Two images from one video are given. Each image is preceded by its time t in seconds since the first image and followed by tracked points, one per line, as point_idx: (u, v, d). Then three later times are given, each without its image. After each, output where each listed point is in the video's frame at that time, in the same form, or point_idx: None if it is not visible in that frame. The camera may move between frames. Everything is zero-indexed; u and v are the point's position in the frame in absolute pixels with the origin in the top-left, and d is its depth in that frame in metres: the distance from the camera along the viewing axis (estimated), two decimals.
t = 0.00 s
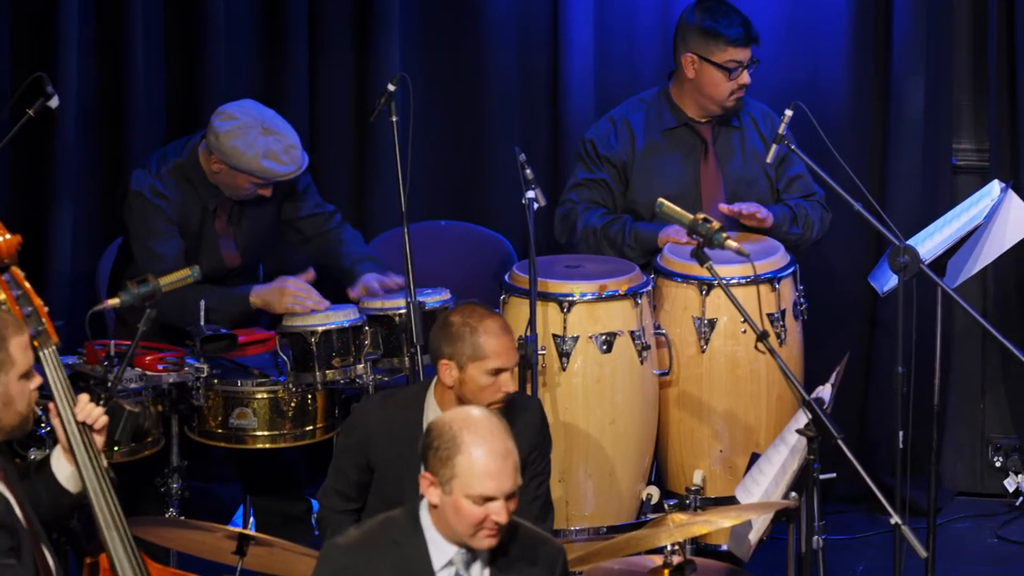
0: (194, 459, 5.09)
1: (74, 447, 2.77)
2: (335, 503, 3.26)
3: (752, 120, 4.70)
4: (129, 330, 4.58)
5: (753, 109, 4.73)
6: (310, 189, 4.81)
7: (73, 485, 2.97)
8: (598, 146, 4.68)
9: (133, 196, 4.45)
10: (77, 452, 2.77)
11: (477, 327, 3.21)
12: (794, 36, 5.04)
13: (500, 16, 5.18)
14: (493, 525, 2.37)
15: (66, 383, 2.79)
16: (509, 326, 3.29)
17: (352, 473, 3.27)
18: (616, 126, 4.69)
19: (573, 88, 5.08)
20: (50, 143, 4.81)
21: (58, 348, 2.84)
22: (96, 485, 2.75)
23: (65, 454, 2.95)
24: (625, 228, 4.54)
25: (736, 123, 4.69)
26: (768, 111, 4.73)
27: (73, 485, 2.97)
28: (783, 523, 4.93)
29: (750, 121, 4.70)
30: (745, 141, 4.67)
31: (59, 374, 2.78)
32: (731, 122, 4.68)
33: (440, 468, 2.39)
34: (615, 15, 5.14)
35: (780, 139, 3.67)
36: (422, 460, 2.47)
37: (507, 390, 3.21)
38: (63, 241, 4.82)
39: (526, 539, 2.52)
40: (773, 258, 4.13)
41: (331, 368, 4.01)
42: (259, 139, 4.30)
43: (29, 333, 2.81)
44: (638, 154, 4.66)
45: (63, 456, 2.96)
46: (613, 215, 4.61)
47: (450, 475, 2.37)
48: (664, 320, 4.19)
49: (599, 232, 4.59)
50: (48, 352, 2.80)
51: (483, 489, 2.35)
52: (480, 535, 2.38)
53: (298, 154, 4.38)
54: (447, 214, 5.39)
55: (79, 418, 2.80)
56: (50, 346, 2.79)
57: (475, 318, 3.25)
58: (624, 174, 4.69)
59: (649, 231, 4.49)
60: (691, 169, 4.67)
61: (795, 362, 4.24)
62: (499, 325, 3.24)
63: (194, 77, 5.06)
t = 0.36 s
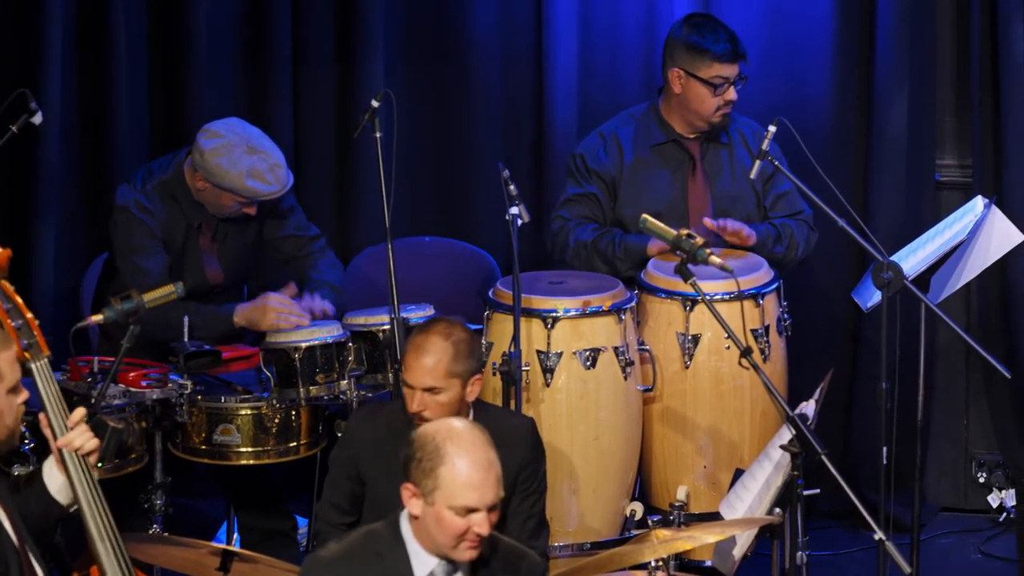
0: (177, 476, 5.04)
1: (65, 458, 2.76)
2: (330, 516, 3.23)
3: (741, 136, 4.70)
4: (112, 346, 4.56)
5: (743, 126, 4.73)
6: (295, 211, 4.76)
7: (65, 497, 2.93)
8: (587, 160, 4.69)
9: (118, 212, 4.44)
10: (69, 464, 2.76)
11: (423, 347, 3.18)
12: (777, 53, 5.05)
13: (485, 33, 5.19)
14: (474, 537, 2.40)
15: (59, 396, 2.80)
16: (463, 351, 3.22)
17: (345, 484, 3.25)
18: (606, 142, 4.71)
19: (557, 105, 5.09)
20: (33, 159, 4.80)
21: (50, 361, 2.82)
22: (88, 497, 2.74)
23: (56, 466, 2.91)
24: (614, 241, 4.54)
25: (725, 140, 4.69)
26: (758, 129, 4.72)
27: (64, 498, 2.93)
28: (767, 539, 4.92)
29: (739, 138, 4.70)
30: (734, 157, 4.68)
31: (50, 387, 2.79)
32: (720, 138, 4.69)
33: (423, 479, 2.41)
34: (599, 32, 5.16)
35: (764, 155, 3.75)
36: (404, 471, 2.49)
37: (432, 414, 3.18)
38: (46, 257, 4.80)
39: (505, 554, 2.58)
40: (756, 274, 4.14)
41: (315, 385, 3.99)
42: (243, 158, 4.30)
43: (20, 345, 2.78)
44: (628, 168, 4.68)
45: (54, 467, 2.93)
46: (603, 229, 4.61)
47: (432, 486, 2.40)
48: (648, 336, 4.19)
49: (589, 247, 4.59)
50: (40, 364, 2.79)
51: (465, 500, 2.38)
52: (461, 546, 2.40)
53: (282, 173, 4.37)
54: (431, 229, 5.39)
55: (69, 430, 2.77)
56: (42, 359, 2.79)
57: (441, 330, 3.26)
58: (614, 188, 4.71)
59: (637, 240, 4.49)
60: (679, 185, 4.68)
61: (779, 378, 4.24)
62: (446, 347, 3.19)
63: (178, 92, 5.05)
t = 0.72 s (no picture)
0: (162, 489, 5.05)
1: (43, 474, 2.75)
2: (304, 528, 3.24)
3: (733, 150, 4.69)
4: (96, 359, 4.54)
5: (731, 141, 4.70)
6: (282, 221, 4.75)
7: (43, 517, 2.91)
8: (577, 170, 4.72)
9: (106, 223, 4.41)
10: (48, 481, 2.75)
11: (395, 360, 3.19)
12: (761, 66, 5.07)
13: (470, 46, 5.20)
14: (459, 547, 2.40)
15: (38, 411, 2.79)
16: (435, 364, 3.20)
17: (319, 496, 3.26)
18: (597, 152, 4.73)
19: (542, 118, 5.10)
20: (16, 171, 4.78)
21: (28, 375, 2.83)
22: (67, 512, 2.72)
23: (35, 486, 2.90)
24: (602, 250, 4.56)
25: (713, 157, 4.68)
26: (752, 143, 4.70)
27: (43, 519, 2.92)
28: (751, 552, 4.93)
29: (732, 154, 4.68)
30: (723, 174, 4.67)
31: (30, 403, 2.78)
32: (707, 155, 4.67)
33: (407, 490, 2.41)
34: (584, 44, 5.17)
35: (748, 167, 3.78)
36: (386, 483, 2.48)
37: (407, 425, 3.17)
38: (30, 270, 4.79)
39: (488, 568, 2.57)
40: (741, 287, 4.16)
41: (300, 398, 3.98)
42: (223, 145, 4.34)
43: None
44: (616, 178, 4.71)
45: (33, 487, 2.91)
46: (591, 239, 4.64)
47: (415, 497, 2.39)
48: (632, 349, 4.19)
49: (577, 256, 4.61)
50: (18, 378, 2.79)
51: (450, 509, 2.37)
52: (445, 557, 2.40)
53: (262, 168, 4.38)
54: (416, 242, 5.39)
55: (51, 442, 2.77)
56: (21, 373, 2.79)
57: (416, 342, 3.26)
58: (603, 197, 4.73)
59: (622, 250, 4.51)
60: (666, 201, 4.70)
61: (763, 391, 4.24)
62: (417, 357, 3.20)
63: (163, 105, 5.05)
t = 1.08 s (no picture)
0: (151, 501, 5.02)
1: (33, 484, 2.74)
2: (284, 551, 3.27)
3: (716, 161, 4.69)
4: (86, 371, 4.53)
5: (713, 151, 4.71)
6: (272, 236, 4.73)
7: (35, 522, 2.88)
8: (562, 182, 4.75)
9: (96, 232, 4.40)
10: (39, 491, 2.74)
11: (396, 361, 3.25)
12: (750, 78, 5.09)
13: (461, 58, 5.22)
14: (439, 545, 2.43)
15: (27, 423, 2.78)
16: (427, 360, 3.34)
17: (299, 515, 3.32)
18: (580, 163, 4.76)
19: (532, 130, 5.11)
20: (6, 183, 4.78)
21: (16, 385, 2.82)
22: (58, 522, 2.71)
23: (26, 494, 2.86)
24: (591, 262, 4.57)
25: (692, 167, 4.68)
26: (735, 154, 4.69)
27: (35, 524, 2.89)
28: (741, 564, 4.93)
29: (715, 164, 4.68)
30: (704, 185, 4.67)
31: (19, 413, 2.79)
32: (687, 165, 4.68)
33: (385, 488, 2.46)
34: (574, 56, 5.19)
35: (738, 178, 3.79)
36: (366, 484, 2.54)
37: (418, 422, 3.24)
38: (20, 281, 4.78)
39: None
40: (731, 298, 4.17)
41: (289, 410, 3.98)
42: (204, 137, 4.38)
43: None
44: (598, 189, 4.72)
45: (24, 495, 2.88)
46: (580, 251, 4.65)
47: (393, 495, 2.44)
48: (622, 360, 4.19)
49: (567, 268, 4.63)
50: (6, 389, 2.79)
51: (427, 507, 2.42)
52: (425, 557, 2.44)
53: (246, 155, 4.41)
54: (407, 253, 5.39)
55: (37, 454, 2.74)
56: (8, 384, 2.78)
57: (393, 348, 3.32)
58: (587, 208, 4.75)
59: (611, 260, 4.51)
60: (646, 214, 4.71)
61: (753, 402, 4.25)
62: (413, 353, 3.30)
63: (153, 116, 5.05)
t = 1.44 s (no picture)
0: (147, 508, 5.06)
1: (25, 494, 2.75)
2: (270, 554, 3.29)
3: (680, 163, 4.71)
4: (81, 378, 4.53)
5: (676, 152, 4.73)
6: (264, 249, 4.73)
7: (26, 539, 2.88)
8: (531, 192, 4.75)
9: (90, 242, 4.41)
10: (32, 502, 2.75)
11: (413, 372, 3.33)
12: (745, 87, 5.10)
13: (456, 65, 5.22)
14: (437, 570, 2.49)
15: (20, 431, 2.77)
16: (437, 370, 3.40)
17: (283, 521, 3.32)
18: (547, 171, 4.76)
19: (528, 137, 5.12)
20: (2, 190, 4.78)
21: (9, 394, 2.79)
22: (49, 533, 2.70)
23: (17, 508, 2.86)
24: (574, 271, 4.56)
25: (657, 170, 4.70)
26: (698, 155, 4.71)
27: (25, 540, 2.88)
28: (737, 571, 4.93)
29: (680, 166, 4.71)
30: (672, 188, 4.70)
31: (11, 424, 2.76)
32: (652, 168, 4.69)
33: (383, 514, 2.51)
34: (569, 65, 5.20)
35: (733, 186, 3.80)
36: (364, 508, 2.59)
37: (444, 427, 3.34)
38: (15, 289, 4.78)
39: None
40: (726, 306, 4.16)
41: (284, 417, 3.97)
42: (187, 136, 4.43)
43: None
44: (567, 193, 4.72)
45: (15, 509, 2.88)
46: (562, 261, 4.64)
47: (392, 521, 2.50)
48: (618, 368, 4.19)
49: (549, 279, 4.62)
50: None
51: (426, 533, 2.47)
52: None
53: (232, 142, 4.48)
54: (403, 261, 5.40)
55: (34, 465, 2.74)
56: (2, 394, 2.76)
57: (401, 361, 3.36)
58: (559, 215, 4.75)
59: (598, 270, 4.50)
60: (612, 215, 4.70)
61: (748, 409, 4.25)
62: (427, 365, 3.37)
63: (149, 124, 5.05)
